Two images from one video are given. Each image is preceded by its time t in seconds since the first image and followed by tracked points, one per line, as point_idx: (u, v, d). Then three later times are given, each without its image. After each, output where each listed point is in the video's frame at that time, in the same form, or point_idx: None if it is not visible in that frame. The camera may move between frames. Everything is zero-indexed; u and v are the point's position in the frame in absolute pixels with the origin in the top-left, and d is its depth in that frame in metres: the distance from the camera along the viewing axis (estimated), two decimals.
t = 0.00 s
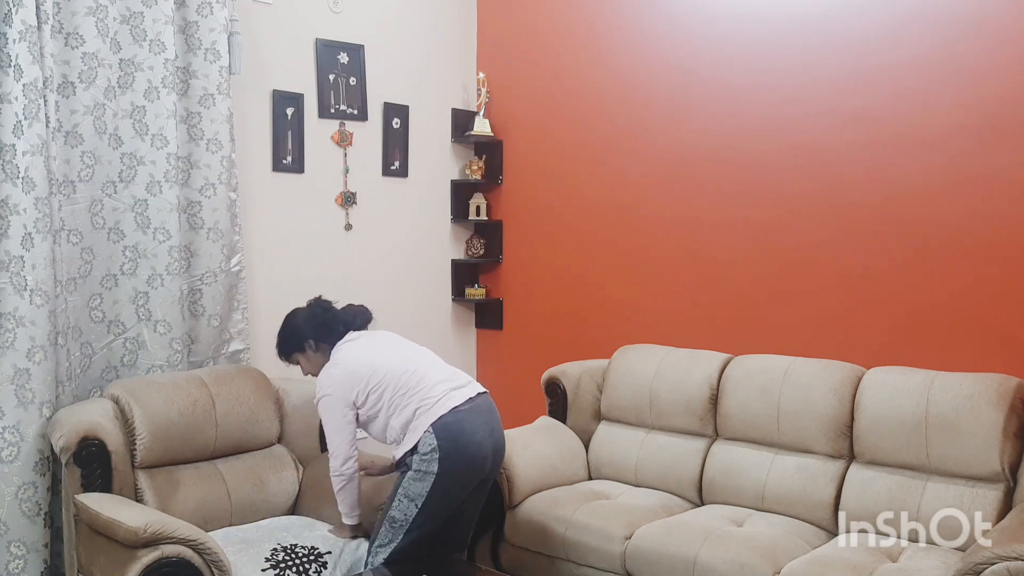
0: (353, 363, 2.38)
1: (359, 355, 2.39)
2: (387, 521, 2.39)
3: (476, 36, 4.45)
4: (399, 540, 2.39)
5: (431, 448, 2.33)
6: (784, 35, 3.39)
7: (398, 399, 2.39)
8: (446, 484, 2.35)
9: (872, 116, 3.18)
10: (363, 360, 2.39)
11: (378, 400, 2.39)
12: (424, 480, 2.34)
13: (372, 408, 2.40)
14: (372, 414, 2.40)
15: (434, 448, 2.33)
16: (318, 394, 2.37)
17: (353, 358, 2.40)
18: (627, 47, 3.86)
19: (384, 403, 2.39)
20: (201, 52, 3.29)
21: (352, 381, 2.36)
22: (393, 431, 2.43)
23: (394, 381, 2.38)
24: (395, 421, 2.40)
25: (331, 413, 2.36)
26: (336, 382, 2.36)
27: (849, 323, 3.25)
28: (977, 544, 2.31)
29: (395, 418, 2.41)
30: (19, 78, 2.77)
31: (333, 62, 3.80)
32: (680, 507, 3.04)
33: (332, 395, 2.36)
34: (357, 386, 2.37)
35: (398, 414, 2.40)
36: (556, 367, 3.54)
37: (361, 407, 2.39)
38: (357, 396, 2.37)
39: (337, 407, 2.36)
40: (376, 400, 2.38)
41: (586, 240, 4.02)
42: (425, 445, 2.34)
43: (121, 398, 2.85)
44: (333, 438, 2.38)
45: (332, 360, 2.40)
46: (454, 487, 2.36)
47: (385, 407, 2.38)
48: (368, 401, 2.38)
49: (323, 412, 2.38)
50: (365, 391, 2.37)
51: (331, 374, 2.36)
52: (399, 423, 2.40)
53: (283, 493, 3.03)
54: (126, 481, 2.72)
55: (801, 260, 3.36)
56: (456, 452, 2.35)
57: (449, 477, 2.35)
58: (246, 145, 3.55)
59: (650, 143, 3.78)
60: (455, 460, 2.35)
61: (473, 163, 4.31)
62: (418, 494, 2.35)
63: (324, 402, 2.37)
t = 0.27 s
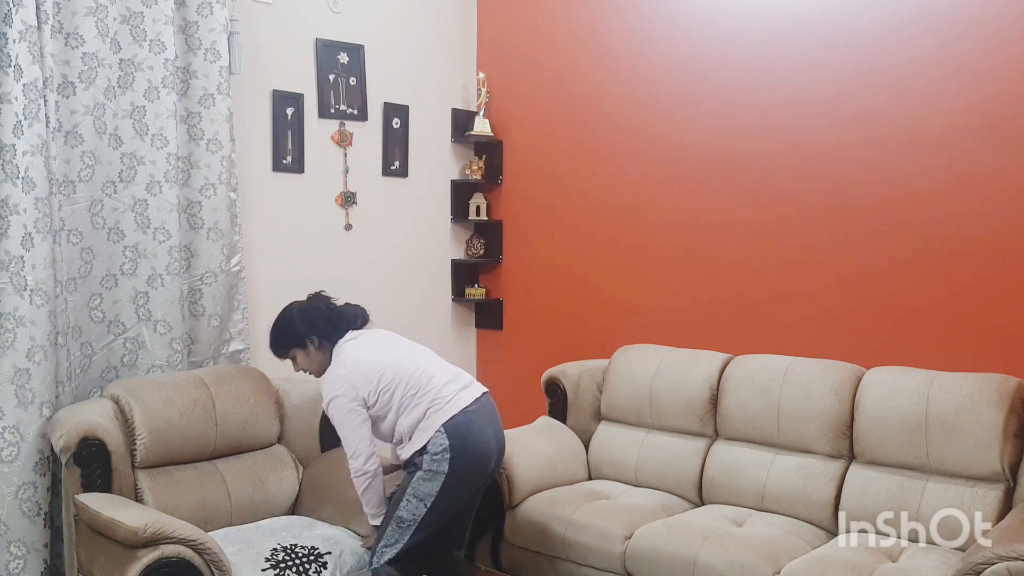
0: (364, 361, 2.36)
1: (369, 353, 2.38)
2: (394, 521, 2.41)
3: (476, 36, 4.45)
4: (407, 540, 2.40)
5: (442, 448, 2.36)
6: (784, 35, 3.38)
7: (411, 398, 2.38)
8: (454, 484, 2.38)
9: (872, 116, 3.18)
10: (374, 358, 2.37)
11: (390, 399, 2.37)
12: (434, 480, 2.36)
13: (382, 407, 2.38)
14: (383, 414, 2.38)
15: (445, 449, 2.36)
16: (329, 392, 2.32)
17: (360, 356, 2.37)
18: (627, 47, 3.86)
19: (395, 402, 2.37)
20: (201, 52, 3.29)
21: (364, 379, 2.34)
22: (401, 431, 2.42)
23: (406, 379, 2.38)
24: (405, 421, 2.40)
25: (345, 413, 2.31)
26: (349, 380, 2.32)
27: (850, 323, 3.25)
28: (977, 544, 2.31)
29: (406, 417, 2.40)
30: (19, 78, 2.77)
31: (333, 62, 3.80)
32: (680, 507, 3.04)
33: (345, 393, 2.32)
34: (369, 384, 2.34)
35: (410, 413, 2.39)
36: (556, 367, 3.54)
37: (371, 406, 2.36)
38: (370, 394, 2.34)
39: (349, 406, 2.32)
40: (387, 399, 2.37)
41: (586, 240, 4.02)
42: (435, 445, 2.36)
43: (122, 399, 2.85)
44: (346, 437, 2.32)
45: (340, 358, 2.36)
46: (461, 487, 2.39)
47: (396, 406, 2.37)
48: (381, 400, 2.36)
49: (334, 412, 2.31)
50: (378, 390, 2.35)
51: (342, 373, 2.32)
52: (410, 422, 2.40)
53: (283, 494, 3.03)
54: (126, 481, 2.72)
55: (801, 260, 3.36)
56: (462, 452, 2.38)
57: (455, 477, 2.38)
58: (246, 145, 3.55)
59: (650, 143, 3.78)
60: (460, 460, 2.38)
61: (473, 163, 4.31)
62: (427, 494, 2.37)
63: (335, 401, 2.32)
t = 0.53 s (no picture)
0: (367, 357, 2.33)
1: (372, 350, 2.35)
2: (393, 523, 2.38)
3: (476, 36, 4.45)
4: (406, 541, 2.39)
5: (446, 449, 2.36)
6: (784, 36, 3.39)
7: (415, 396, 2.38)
8: (457, 485, 2.38)
9: (872, 116, 3.18)
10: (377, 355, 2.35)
11: (395, 397, 2.36)
12: (438, 481, 2.35)
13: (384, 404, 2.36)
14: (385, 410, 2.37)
15: (450, 450, 2.36)
16: (336, 388, 2.27)
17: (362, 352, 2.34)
18: (627, 47, 3.86)
19: (400, 400, 2.36)
20: (201, 52, 3.29)
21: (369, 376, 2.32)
22: (401, 429, 2.41)
23: (412, 378, 2.37)
24: (407, 419, 2.39)
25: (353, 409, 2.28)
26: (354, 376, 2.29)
27: (850, 323, 3.25)
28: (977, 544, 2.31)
29: (407, 415, 2.39)
30: (19, 78, 2.77)
31: (333, 62, 3.80)
32: (680, 507, 3.04)
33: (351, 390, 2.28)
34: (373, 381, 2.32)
35: (413, 411, 2.38)
36: (556, 367, 3.54)
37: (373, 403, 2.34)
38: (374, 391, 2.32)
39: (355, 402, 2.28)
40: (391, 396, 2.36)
41: (586, 240, 4.02)
42: (440, 446, 2.36)
43: (121, 398, 2.86)
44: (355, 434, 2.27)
45: (342, 353, 2.32)
46: (462, 488, 2.40)
47: (400, 404, 2.36)
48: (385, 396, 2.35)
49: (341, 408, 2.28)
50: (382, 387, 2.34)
51: (348, 368, 2.29)
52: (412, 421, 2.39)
53: (283, 494, 3.02)
54: (126, 481, 2.72)
55: (801, 260, 3.36)
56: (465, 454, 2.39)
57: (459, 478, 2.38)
58: (246, 145, 3.55)
59: (650, 143, 3.78)
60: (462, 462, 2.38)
61: (473, 163, 4.31)
62: (430, 495, 2.36)
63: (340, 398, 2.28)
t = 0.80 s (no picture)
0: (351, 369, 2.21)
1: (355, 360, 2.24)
2: (380, 526, 2.37)
3: (476, 36, 4.45)
4: (393, 543, 2.37)
5: (433, 452, 2.34)
6: (784, 36, 3.39)
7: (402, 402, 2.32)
8: (445, 487, 2.37)
9: (872, 116, 3.18)
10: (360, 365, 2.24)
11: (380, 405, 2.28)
12: (423, 483, 2.34)
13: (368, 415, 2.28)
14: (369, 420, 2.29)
15: (436, 452, 2.35)
16: (324, 410, 2.12)
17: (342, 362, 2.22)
18: (627, 47, 3.86)
19: (384, 409, 2.29)
20: (201, 52, 3.29)
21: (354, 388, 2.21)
22: (386, 436, 2.35)
23: (394, 386, 2.30)
24: (391, 426, 2.33)
25: (338, 428, 2.14)
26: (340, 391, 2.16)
27: (850, 323, 3.25)
28: (977, 544, 2.31)
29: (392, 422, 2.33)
30: (19, 78, 2.77)
31: (333, 62, 3.80)
32: (680, 507, 3.04)
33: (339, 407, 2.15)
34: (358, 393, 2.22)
35: (398, 418, 2.33)
36: (556, 367, 3.54)
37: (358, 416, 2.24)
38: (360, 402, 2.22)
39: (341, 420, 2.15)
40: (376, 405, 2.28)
41: (586, 240, 4.02)
42: (427, 449, 2.34)
43: (121, 398, 2.85)
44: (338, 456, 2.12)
45: (327, 368, 2.17)
46: (449, 489, 2.39)
47: (386, 413, 2.29)
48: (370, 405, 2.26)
49: (326, 429, 2.12)
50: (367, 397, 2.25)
51: (336, 384, 2.15)
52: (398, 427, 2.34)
53: (283, 494, 3.02)
54: (126, 481, 2.72)
55: (801, 259, 3.36)
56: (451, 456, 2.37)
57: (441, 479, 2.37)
58: (246, 145, 3.55)
59: (650, 143, 3.78)
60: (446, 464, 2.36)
61: (473, 163, 4.31)
62: (416, 497, 2.34)
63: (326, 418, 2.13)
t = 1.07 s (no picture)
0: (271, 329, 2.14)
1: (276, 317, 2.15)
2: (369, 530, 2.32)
3: (476, 36, 4.45)
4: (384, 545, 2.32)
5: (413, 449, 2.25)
6: (784, 36, 3.39)
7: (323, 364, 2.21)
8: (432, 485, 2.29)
9: (872, 116, 3.18)
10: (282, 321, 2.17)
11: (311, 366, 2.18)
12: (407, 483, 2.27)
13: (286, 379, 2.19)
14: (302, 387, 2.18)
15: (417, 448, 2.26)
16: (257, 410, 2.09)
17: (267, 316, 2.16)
18: (627, 47, 3.86)
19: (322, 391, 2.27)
20: (201, 52, 3.29)
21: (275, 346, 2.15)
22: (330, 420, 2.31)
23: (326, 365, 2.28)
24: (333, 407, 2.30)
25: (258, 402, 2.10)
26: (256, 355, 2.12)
27: (850, 323, 3.25)
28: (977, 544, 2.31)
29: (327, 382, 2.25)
30: (19, 78, 2.77)
31: (333, 62, 3.80)
32: (680, 507, 3.04)
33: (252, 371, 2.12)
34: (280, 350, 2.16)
35: (326, 381, 2.21)
36: (556, 367, 3.54)
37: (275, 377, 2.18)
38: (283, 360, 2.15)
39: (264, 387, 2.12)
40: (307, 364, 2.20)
41: (586, 240, 4.02)
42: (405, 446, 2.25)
43: (121, 398, 2.85)
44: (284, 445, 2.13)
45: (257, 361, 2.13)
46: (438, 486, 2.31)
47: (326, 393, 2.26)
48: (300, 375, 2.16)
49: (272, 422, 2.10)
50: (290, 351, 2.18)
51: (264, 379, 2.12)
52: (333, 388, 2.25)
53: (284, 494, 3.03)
54: (125, 480, 2.74)
55: (802, 259, 3.36)
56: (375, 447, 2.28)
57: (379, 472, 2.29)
58: (246, 145, 3.55)
59: (650, 143, 3.78)
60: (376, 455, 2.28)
61: (473, 164, 4.31)
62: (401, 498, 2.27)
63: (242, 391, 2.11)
